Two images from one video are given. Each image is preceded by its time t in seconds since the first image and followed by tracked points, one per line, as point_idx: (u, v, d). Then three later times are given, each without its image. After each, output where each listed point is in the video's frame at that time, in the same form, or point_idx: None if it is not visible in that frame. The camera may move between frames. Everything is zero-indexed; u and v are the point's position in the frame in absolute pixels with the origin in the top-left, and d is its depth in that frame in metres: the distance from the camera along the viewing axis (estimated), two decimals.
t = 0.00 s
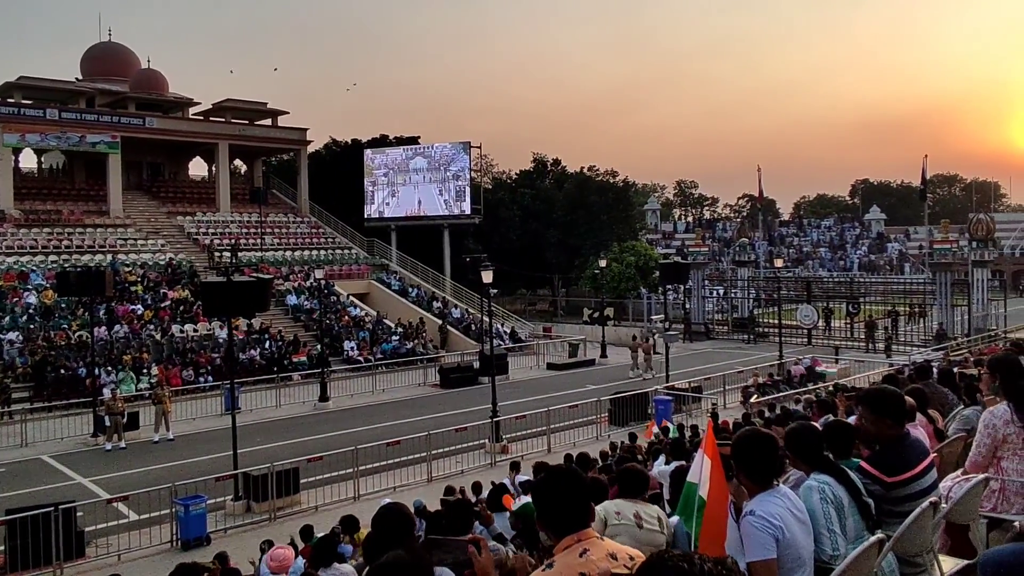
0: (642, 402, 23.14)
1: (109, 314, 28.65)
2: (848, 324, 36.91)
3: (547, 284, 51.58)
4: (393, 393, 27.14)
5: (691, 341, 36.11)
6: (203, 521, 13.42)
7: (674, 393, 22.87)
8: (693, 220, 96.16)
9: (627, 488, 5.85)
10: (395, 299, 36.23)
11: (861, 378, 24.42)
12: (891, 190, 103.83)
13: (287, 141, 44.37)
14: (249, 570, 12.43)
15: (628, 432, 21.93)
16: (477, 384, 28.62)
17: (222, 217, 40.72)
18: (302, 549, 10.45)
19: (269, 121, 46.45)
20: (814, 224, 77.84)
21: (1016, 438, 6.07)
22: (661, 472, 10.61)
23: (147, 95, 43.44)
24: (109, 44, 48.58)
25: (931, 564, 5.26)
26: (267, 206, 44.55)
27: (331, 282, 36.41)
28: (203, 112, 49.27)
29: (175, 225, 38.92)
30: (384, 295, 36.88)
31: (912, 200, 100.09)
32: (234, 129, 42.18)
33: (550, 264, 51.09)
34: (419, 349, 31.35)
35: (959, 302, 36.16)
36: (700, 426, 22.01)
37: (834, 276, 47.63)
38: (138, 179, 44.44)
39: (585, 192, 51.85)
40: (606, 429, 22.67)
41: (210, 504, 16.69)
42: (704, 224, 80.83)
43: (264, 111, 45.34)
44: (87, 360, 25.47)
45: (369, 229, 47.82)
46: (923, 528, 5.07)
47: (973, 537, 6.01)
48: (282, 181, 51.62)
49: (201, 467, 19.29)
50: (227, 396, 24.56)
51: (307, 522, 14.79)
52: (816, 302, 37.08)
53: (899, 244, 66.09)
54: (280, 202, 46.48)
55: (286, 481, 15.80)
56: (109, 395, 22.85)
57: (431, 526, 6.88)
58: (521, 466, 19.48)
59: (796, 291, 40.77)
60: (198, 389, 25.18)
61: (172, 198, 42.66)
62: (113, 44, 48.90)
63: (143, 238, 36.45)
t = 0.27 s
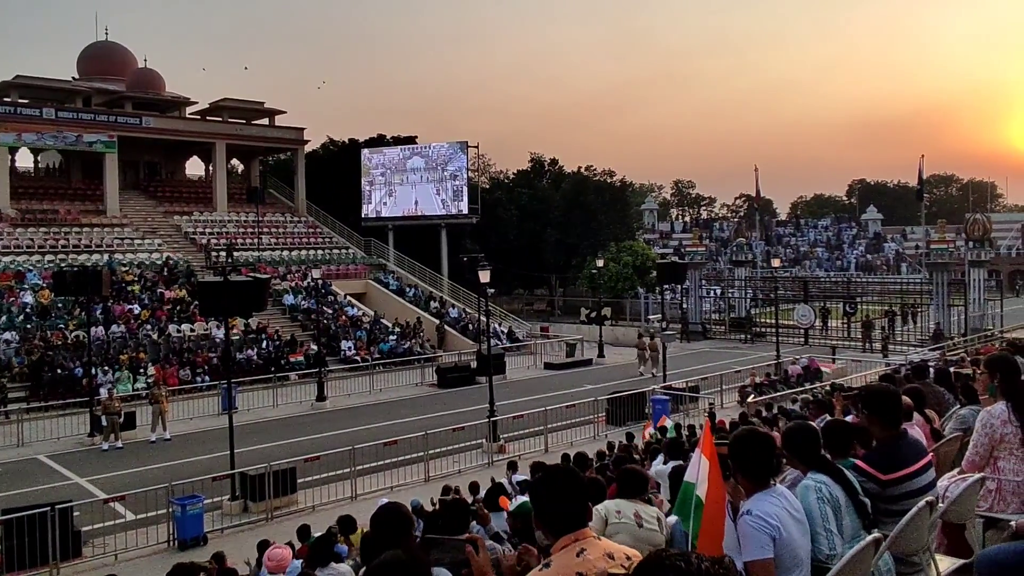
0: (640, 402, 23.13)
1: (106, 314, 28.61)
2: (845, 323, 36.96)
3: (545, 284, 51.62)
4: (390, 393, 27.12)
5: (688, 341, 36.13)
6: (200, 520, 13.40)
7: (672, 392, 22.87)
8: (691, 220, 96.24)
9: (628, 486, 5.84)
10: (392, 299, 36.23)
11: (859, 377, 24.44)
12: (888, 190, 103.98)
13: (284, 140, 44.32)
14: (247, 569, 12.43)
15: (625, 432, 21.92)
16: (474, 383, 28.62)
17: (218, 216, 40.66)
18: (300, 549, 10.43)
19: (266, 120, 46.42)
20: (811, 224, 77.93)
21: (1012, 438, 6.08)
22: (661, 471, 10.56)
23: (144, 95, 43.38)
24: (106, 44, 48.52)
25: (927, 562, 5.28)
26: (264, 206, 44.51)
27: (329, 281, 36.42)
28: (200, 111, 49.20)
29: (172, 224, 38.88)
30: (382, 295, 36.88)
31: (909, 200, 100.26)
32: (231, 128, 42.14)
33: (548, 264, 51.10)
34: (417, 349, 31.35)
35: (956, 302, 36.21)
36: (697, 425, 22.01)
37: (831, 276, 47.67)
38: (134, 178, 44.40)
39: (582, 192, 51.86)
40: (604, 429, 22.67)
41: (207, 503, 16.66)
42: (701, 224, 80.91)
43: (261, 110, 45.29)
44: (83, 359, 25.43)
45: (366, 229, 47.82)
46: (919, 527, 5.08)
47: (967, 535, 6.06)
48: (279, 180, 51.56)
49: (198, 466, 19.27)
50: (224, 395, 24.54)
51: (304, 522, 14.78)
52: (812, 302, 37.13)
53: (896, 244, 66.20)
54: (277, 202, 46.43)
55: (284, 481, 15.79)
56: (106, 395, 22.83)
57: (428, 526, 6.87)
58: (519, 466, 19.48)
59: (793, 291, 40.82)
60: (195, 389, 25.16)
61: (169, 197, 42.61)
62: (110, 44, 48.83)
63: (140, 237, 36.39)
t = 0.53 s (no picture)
0: (637, 401, 23.14)
1: (102, 313, 28.56)
2: (842, 323, 37.00)
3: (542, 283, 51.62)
4: (387, 392, 27.09)
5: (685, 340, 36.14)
6: (197, 520, 13.39)
7: (669, 392, 22.87)
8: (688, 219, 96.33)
9: (624, 487, 5.82)
10: (389, 298, 36.21)
11: (855, 377, 24.45)
12: (885, 190, 104.06)
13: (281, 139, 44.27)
14: (243, 570, 12.41)
15: (622, 432, 21.93)
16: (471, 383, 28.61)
17: (215, 216, 40.61)
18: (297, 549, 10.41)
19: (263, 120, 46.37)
20: (808, 224, 78.00)
21: (1007, 438, 6.08)
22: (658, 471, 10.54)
23: (141, 94, 43.31)
24: (102, 43, 48.44)
25: (923, 561, 5.29)
26: (261, 205, 44.46)
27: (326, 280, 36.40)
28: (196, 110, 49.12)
29: (169, 223, 38.82)
30: (379, 295, 36.86)
31: (905, 200, 100.37)
32: (228, 127, 42.08)
33: (545, 263, 51.10)
34: (414, 348, 31.33)
35: (952, 301, 36.25)
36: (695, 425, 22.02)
37: (828, 275, 47.70)
38: (131, 178, 44.33)
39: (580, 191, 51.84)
40: (601, 428, 22.67)
41: (204, 503, 16.64)
42: (698, 224, 80.96)
43: (258, 110, 45.23)
44: (80, 359, 25.39)
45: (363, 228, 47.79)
46: (915, 525, 5.09)
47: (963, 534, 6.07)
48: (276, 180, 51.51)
49: (194, 466, 19.23)
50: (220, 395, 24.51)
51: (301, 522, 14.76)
52: (809, 302, 37.14)
53: (892, 244, 66.29)
54: (274, 201, 46.38)
55: (280, 481, 15.77)
56: (102, 394, 22.80)
57: (425, 525, 6.86)
58: (516, 465, 19.48)
59: (790, 291, 40.86)
60: (191, 388, 25.13)
61: (166, 196, 42.55)
62: (106, 43, 48.75)
63: (137, 236, 36.34)
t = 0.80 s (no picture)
0: (634, 401, 23.14)
1: (99, 312, 28.53)
2: (838, 323, 37.04)
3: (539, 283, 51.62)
4: (384, 392, 27.07)
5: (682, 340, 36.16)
6: (193, 519, 13.37)
7: (666, 392, 22.87)
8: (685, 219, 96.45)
9: (622, 487, 5.80)
10: (386, 298, 36.20)
11: (851, 377, 24.48)
12: (882, 190, 104.19)
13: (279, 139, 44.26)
14: (239, 569, 12.39)
15: (619, 432, 21.93)
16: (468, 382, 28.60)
17: (212, 215, 40.57)
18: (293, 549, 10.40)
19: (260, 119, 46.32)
20: (805, 224, 78.08)
21: (1002, 438, 6.09)
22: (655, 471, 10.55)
23: (138, 93, 43.25)
24: (99, 42, 48.39)
25: (920, 561, 5.29)
26: (258, 205, 44.41)
27: (323, 280, 36.39)
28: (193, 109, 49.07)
29: (166, 223, 38.76)
30: (376, 294, 36.84)
31: (902, 200, 100.56)
32: (226, 127, 42.06)
33: (542, 263, 51.11)
34: (411, 348, 31.33)
35: (949, 301, 36.30)
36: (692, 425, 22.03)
37: (825, 275, 47.75)
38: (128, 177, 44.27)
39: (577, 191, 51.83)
40: (598, 428, 22.67)
41: (200, 503, 16.62)
42: (696, 224, 81.03)
43: (255, 109, 45.19)
44: (76, 358, 25.36)
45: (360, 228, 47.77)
46: (911, 524, 5.10)
47: (959, 534, 6.07)
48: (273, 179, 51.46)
49: (190, 466, 19.20)
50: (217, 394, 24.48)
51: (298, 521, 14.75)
52: (806, 302, 37.16)
53: (889, 244, 66.40)
54: (271, 200, 46.32)
55: (277, 480, 15.74)
56: (98, 394, 22.77)
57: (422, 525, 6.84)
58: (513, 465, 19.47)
59: (787, 291, 40.91)
60: (188, 388, 25.09)
61: (162, 196, 42.48)
62: (103, 42, 48.70)
63: (133, 236, 36.29)
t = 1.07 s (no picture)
0: (629, 401, 23.16)
1: (93, 312, 28.46)
2: (834, 323, 37.14)
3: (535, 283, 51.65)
4: (380, 392, 27.05)
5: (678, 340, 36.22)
6: (188, 519, 13.34)
7: (661, 392, 22.89)
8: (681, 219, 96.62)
9: (619, 487, 5.80)
10: (382, 297, 36.19)
11: (846, 376, 24.54)
12: (877, 191, 104.48)
13: (274, 139, 44.20)
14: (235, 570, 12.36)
15: (615, 432, 21.96)
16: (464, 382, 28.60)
17: (208, 215, 40.51)
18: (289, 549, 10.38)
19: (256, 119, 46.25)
20: (801, 224, 78.29)
21: (995, 437, 6.13)
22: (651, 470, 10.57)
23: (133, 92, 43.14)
24: (94, 41, 48.29)
25: (914, 560, 5.31)
26: (253, 205, 44.34)
27: (319, 280, 36.37)
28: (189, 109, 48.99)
29: (161, 222, 38.69)
30: (371, 294, 36.82)
31: (897, 200, 100.85)
32: (221, 126, 42.00)
33: (539, 263, 51.14)
34: (407, 348, 31.32)
35: (944, 302, 36.41)
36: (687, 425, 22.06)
37: (820, 275, 47.87)
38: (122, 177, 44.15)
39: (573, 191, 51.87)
40: (594, 428, 22.68)
41: (195, 503, 16.59)
42: (691, 225, 81.19)
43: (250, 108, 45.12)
44: (71, 358, 25.30)
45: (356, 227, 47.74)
46: (905, 524, 5.11)
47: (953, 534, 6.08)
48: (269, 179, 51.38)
49: (186, 466, 19.16)
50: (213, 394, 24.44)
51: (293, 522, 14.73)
52: (802, 302, 37.25)
53: (884, 244, 66.63)
54: (266, 200, 46.25)
55: (272, 480, 15.72)
56: (93, 394, 22.71)
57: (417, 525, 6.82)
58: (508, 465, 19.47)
59: (782, 291, 41.03)
60: (183, 388, 25.05)
61: (157, 195, 42.39)
62: (98, 41, 48.60)
63: (128, 236, 36.22)
